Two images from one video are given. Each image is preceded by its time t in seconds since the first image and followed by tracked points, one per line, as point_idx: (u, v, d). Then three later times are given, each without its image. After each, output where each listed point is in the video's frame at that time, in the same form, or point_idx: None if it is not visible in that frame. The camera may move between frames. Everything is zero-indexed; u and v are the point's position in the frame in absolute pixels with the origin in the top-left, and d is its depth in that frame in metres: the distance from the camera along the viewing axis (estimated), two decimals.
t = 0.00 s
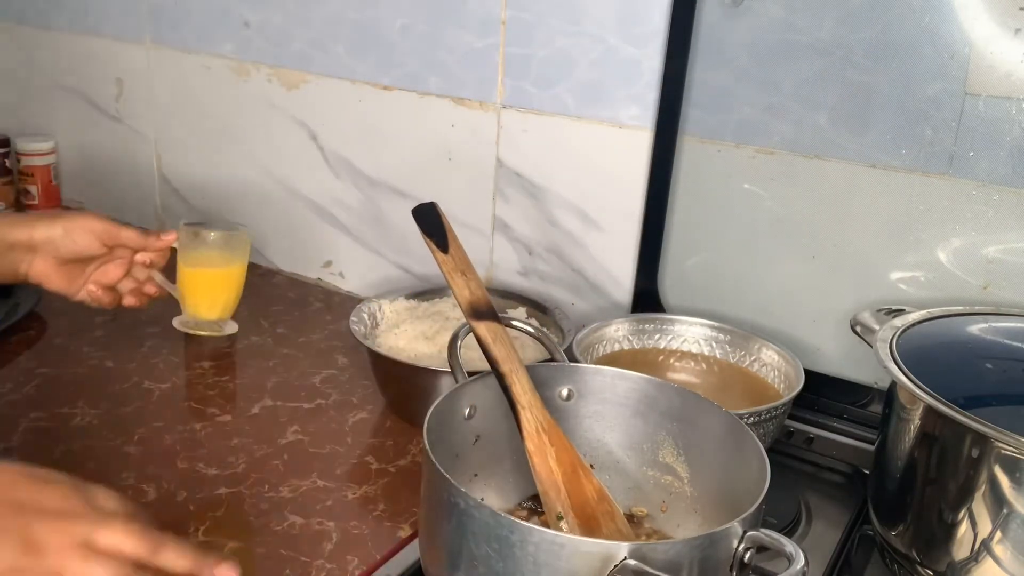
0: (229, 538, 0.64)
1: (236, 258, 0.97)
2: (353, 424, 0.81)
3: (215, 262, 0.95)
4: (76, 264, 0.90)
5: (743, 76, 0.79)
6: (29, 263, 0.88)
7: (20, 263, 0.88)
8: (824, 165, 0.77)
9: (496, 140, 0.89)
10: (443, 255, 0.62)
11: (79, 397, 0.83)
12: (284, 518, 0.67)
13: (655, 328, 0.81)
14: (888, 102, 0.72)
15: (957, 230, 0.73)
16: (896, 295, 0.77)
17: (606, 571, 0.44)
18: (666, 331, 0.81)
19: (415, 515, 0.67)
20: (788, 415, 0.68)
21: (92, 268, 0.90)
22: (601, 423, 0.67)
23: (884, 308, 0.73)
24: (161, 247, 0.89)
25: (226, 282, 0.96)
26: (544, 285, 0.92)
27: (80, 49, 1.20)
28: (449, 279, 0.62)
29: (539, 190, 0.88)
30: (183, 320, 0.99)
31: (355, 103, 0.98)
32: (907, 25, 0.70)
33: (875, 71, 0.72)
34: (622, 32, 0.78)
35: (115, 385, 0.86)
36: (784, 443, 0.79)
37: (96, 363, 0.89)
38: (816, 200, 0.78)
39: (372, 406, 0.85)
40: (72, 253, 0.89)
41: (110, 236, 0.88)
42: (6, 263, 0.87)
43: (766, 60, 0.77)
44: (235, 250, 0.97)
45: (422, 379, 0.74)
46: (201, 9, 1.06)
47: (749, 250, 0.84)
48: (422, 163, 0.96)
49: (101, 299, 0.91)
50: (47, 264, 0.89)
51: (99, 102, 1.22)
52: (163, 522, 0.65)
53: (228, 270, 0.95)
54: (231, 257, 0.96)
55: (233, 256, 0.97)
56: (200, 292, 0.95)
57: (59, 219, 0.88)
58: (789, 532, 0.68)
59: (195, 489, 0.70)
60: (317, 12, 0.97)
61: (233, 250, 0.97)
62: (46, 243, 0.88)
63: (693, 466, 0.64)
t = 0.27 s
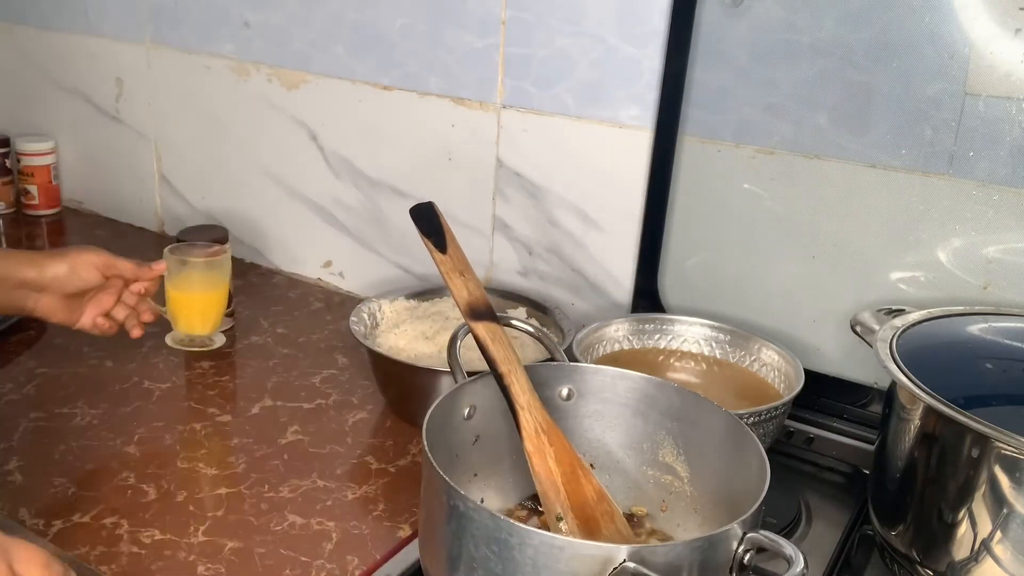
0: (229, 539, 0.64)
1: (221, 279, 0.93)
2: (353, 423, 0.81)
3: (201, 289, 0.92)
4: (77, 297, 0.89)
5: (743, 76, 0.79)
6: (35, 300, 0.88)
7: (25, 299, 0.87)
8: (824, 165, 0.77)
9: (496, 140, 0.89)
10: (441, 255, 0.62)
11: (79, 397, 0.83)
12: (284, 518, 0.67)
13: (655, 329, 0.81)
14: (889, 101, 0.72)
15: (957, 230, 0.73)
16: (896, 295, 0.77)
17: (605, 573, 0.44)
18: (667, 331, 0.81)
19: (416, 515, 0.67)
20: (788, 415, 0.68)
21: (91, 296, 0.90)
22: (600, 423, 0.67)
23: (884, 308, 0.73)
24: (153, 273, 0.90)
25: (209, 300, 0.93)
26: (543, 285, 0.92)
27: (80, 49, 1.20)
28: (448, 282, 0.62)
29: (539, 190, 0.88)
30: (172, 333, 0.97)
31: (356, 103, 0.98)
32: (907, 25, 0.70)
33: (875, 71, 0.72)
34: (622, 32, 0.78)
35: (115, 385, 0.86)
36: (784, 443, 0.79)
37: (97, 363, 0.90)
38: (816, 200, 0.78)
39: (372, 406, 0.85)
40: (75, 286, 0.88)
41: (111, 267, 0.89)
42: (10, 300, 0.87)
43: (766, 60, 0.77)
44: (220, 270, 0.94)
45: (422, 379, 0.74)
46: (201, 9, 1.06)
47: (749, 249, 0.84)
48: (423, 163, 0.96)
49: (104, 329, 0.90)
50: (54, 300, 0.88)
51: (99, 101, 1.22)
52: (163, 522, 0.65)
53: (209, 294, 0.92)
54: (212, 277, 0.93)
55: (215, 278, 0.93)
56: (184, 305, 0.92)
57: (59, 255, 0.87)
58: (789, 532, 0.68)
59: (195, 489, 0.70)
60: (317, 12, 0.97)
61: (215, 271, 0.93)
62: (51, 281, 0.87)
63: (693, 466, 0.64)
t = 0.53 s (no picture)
0: (228, 538, 0.64)
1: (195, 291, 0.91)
2: (353, 423, 0.81)
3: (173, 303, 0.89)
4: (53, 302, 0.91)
5: (743, 76, 0.78)
6: (11, 305, 0.89)
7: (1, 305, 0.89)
8: (824, 165, 0.77)
9: (496, 140, 0.89)
10: (441, 255, 0.62)
11: (79, 397, 0.83)
12: (284, 518, 0.67)
13: (655, 329, 0.81)
14: (889, 102, 0.72)
15: (957, 230, 0.73)
16: (896, 295, 0.77)
17: (606, 572, 0.44)
18: (667, 331, 0.81)
19: (416, 515, 0.67)
20: (788, 415, 0.68)
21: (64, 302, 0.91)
22: (601, 423, 0.67)
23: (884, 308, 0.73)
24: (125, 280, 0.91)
25: (187, 314, 0.91)
26: (543, 285, 0.92)
27: (80, 49, 1.20)
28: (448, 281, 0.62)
29: (539, 190, 0.88)
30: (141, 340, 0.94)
31: (355, 103, 0.98)
32: (907, 24, 0.70)
33: (875, 71, 0.72)
34: (622, 32, 0.78)
35: (115, 385, 0.86)
36: (784, 443, 0.79)
37: (96, 363, 0.89)
38: (816, 200, 0.78)
39: (372, 406, 0.85)
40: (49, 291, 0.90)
41: (85, 271, 0.91)
42: None
43: (766, 60, 0.77)
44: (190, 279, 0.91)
45: (422, 379, 0.74)
46: (201, 9, 1.06)
47: (749, 249, 0.84)
48: (422, 164, 0.96)
49: (78, 334, 0.91)
50: (29, 304, 0.90)
51: (99, 101, 1.22)
52: (163, 522, 0.65)
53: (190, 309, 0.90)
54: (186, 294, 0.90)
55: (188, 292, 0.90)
56: (164, 328, 0.90)
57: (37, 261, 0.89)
58: (789, 532, 0.68)
59: (195, 489, 0.70)
60: (317, 12, 0.97)
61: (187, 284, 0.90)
62: (29, 286, 0.89)
63: (693, 466, 0.64)
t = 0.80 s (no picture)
0: (228, 538, 0.64)
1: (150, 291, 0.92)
2: (353, 423, 0.81)
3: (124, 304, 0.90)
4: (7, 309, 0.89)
5: (743, 76, 0.78)
6: None
7: None
8: (824, 165, 0.77)
9: (496, 140, 0.89)
10: (441, 256, 0.62)
11: (78, 398, 0.83)
12: (284, 518, 0.67)
13: (655, 328, 0.81)
14: (888, 102, 0.72)
15: (957, 231, 0.73)
16: (896, 295, 0.77)
17: (606, 572, 0.44)
18: (667, 331, 0.81)
19: (416, 516, 0.67)
20: (788, 415, 0.68)
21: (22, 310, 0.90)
22: (600, 423, 0.67)
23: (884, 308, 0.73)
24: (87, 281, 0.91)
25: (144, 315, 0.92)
26: (543, 285, 0.92)
27: (80, 49, 1.20)
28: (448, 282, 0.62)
29: (538, 190, 0.89)
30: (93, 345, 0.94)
31: (355, 102, 0.98)
32: (907, 24, 0.70)
33: (875, 71, 0.72)
34: (621, 32, 0.78)
35: (115, 385, 0.86)
36: (784, 443, 0.79)
37: (96, 363, 0.89)
38: (816, 200, 0.78)
39: (372, 406, 0.85)
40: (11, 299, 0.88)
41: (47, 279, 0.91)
42: None
43: (766, 60, 0.77)
44: (145, 278, 0.92)
45: (422, 379, 0.74)
46: (201, 9, 1.06)
47: (749, 250, 0.84)
48: (422, 163, 0.96)
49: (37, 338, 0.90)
50: None
51: (99, 101, 1.22)
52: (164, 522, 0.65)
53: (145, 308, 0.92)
54: (141, 293, 0.91)
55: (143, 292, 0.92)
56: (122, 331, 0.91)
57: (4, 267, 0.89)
58: (789, 532, 0.68)
59: (195, 489, 0.70)
60: (317, 12, 0.97)
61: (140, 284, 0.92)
62: None
63: (693, 466, 0.64)
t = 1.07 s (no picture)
0: (229, 538, 0.64)
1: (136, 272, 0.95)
2: (353, 423, 0.81)
3: (115, 289, 0.93)
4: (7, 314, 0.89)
5: (743, 76, 0.78)
6: None
7: None
8: (824, 165, 0.77)
9: (496, 140, 0.89)
10: (441, 255, 0.62)
11: (78, 397, 0.83)
12: (284, 518, 0.67)
13: (655, 328, 0.81)
14: (888, 102, 0.72)
15: (957, 231, 0.73)
16: (896, 295, 0.77)
17: (606, 572, 0.44)
18: (667, 331, 0.81)
19: (416, 516, 0.67)
20: (788, 415, 0.68)
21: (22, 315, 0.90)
22: (600, 423, 0.67)
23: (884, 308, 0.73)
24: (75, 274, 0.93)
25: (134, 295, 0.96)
26: (543, 285, 0.92)
27: (80, 49, 1.20)
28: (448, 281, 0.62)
29: (538, 190, 0.89)
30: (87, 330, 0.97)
31: (355, 103, 0.98)
32: (907, 24, 0.70)
33: (875, 71, 0.72)
34: (622, 32, 0.78)
35: (115, 384, 0.86)
36: (784, 443, 0.79)
37: (96, 363, 0.89)
38: (816, 200, 0.78)
39: (372, 406, 0.85)
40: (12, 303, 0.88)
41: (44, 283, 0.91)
42: None
43: (766, 60, 0.77)
44: (130, 261, 0.95)
45: (422, 379, 0.74)
46: (201, 9, 1.06)
47: (749, 250, 0.84)
48: (422, 163, 0.96)
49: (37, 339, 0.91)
50: None
51: (99, 101, 1.22)
52: (163, 522, 0.65)
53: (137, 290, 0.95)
54: (129, 276, 0.94)
55: (132, 274, 0.95)
56: (117, 314, 0.94)
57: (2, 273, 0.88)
58: (789, 532, 0.68)
59: (195, 489, 0.70)
60: (317, 13, 0.97)
61: (129, 267, 0.94)
62: None
63: (693, 466, 0.64)
